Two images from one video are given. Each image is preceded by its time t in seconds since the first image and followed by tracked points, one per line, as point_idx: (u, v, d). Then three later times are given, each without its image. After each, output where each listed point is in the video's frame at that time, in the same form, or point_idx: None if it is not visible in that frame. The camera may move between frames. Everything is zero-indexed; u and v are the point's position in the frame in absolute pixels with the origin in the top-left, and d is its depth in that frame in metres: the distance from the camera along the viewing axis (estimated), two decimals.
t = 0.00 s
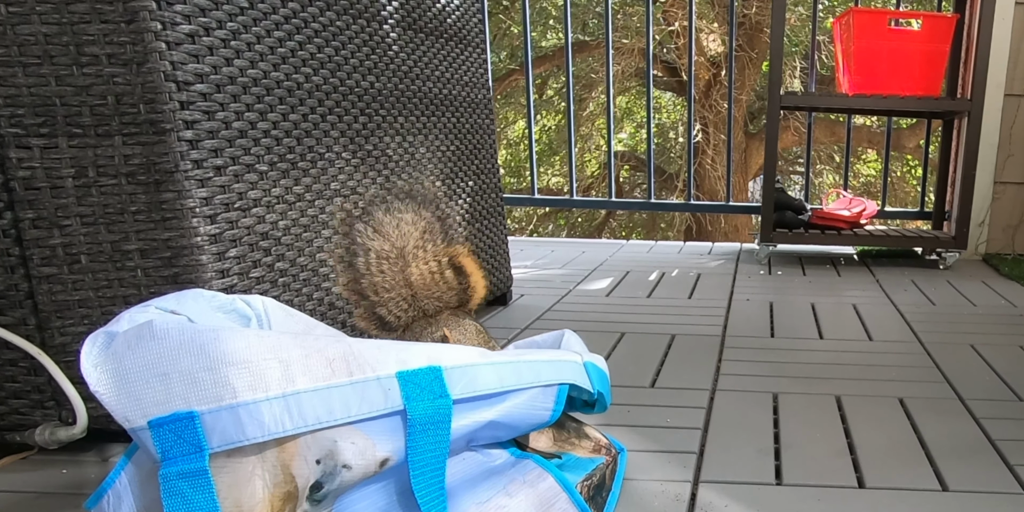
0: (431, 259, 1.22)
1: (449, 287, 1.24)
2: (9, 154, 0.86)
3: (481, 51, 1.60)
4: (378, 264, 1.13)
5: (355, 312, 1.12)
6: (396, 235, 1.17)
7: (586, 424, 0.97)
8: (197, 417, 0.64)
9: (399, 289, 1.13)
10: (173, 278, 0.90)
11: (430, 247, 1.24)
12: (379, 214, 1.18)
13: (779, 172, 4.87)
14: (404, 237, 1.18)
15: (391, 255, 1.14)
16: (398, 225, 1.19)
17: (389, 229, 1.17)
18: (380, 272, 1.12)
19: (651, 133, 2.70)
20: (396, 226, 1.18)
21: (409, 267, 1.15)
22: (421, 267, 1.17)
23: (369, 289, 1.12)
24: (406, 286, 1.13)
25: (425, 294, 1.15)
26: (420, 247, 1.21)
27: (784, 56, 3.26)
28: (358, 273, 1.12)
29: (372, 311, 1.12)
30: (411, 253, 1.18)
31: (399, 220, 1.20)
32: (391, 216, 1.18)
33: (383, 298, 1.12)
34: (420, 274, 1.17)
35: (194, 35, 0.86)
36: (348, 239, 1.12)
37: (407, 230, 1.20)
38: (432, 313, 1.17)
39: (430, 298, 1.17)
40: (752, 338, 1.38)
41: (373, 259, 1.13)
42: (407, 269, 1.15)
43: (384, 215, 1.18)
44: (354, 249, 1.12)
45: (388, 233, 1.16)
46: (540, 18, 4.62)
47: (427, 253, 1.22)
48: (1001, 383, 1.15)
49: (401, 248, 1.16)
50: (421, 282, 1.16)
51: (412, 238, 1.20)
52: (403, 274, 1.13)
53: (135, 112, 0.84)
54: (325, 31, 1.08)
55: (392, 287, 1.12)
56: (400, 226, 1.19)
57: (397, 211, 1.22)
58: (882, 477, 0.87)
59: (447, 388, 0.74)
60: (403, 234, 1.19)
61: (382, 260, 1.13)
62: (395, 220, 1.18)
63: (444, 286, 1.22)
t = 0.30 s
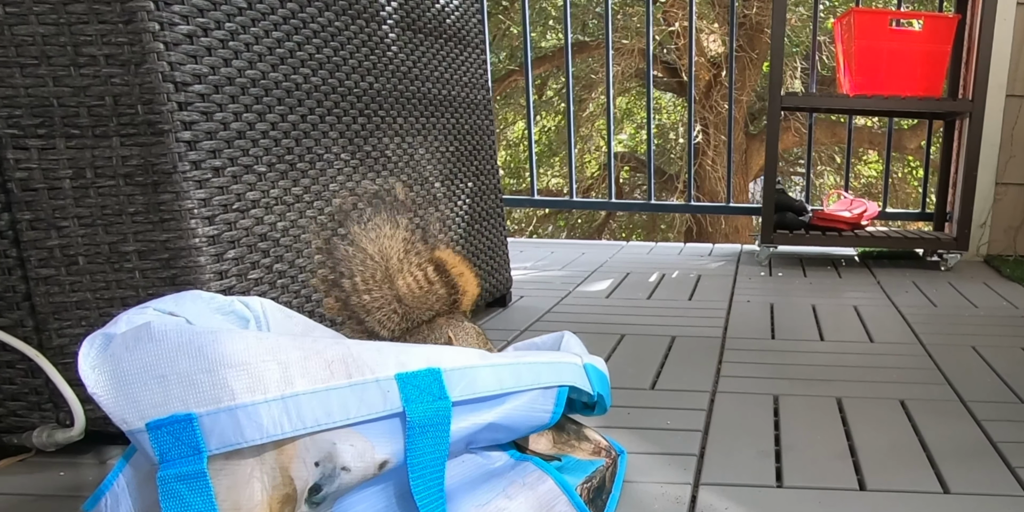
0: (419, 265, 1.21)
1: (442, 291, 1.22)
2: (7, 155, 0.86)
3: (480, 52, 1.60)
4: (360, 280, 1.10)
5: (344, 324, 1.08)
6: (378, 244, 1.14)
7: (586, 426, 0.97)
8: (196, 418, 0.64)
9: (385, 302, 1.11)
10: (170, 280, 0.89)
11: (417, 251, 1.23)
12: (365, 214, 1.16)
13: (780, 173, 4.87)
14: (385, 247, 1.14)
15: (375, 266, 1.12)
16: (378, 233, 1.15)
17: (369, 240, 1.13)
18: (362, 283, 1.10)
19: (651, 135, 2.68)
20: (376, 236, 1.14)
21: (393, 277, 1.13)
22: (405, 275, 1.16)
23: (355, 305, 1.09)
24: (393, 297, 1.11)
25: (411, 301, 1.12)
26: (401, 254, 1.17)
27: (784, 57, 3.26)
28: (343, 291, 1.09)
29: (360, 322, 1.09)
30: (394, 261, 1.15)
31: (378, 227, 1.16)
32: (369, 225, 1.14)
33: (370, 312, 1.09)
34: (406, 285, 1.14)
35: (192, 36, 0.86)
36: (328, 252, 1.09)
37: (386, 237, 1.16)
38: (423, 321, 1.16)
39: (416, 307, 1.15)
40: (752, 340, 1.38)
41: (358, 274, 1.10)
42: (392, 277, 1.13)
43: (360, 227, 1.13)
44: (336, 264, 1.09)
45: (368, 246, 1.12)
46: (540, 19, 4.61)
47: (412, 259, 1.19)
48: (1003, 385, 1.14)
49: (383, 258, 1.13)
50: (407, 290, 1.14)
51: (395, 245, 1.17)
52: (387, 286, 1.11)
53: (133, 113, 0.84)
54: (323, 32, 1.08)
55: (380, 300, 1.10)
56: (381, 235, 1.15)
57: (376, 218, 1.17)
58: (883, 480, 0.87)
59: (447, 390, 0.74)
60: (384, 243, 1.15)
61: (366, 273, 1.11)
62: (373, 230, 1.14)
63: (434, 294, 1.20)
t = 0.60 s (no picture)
0: (433, 268, 1.14)
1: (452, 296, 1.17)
2: (4, 156, 0.86)
3: (479, 52, 1.59)
4: (373, 284, 1.04)
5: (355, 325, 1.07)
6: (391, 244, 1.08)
7: (585, 428, 0.97)
8: (193, 421, 0.63)
9: (397, 307, 1.06)
10: (168, 281, 0.89)
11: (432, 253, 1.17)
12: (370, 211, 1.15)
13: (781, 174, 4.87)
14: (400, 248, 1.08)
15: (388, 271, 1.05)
16: (391, 232, 1.09)
17: (381, 242, 1.07)
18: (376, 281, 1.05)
19: (651, 136, 2.66)
20: (388, 238, 1.08)
21: (407, 282, 1.06)
22: (418, 278, 1.09)
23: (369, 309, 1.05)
24: (406, 300, 1.05)
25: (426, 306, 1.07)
26: (414, 255, 1.10)
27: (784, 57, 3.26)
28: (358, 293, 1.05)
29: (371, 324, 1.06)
30: (409, 262, 1.08)
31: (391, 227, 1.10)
32: (380, 226, 1.08)
33: (383, 316, 1.05)
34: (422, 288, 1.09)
35: (190, 36, 0.85)
36: (340, 257, 1.08)
37: (399, 238, 1.09)
38: (435, 328, 1.12)
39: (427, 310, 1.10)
40: (753, 342, 1.37)
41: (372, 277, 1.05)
42: (406, 278, 1.06)
43: (369, 228, 1.09)
44: (348, 268, 1.07)
45: (380, 249, 1.06)
46: (539, 20, 4.61)
47: (428, 262, 1.13)
48: (1005, 387, 1.14)
49: (397, 261, 1.06)
50: (422, 296, 1.09)
51: (409, 244, 1.11)
52: (402, 292, 1.06)
53: (130, 114, 0.84)
54: (321, 32, 1.07)
55: (392, 305, 1.05)
56: (393, 237, 1.09)
57: (385, 217, 1.12)
58: (884, 482, 0.87)
59: (446, 392, 0.73)
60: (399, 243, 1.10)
61: (379, 278, 1.05)
62: (385, 231, 1.08)
63: (448, 300, 1.15)
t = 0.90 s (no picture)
0: (444, 270, 1.23)
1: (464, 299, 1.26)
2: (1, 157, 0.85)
3: (479, 52, 1.59)
4: (386, 279, 1.12)
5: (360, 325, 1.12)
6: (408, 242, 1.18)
7: (585, 430, 0.96)
8: (192, 423, 0.63)
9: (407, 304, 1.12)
10: (167, 283, 0.88)
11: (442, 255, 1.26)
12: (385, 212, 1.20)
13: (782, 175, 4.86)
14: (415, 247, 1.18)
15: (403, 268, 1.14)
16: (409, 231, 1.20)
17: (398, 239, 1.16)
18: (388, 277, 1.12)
19: (651, 136, 2.65)
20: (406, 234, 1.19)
21: (419, 279, 1.14)
22: (429, 276, 1.17)
23: (379, 305, 1.11)
24: (414, 298, 1.12)
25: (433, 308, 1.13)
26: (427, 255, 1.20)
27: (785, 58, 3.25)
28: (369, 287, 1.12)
29: (377, 320, 1.12)
30: (421, 261, 1.17)
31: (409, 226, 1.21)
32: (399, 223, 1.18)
33: (391, 313, 1.11)
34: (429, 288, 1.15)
35: (188, 37, 0.85)
36: (354, 252, 1.13)
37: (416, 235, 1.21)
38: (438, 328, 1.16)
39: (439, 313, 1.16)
40: (754, 344, 1.37)
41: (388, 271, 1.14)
42: (418, 274, 1.15)
43: (389, 223, 1.18)
44: (362, 259, 1.13)
45: (397, 243, 1.16)
46: (539, 20, 4.60)
47: (438, 263, 1.22)
48: (1006, 388, 1.14)
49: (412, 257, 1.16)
50: (430, 294, 1.15)
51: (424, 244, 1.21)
52: (413, 288, 1.13)
53: (128, 115, 0.83)
54: (321, 33, 1.07)
55: (401, 302, 1.11)
56: (410, 235, 1.20)
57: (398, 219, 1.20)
58: (885, 484, 0.86)
59: (445, 394, 0.73)
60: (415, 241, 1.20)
61: (392, 273, 1.13)
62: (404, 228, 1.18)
63: (454, 303, 1.22)
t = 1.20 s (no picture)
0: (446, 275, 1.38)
1: (457, 304, 1.40)
2: None
3: (479, 53, 1.59)
4: (388, 283, 1.21)
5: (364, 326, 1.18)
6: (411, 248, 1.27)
7: (585, 433, 0.96)
8: (190, 425, 0.62)
9: (410, 309, 1.27)
10: (165, 284, 0.88)
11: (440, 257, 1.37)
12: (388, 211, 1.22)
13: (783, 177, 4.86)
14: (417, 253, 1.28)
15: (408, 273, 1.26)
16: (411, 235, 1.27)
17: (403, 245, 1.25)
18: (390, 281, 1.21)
19: (652, 137, 2.64)
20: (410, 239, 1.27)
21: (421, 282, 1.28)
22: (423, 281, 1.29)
23: (381, 309, 1.19)
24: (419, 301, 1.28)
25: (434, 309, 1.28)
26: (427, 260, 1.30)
27: (786, 58, 3.24)
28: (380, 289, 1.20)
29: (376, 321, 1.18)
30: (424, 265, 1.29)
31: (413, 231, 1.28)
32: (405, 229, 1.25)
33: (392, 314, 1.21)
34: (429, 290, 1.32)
35: (186, 37, 0.84)
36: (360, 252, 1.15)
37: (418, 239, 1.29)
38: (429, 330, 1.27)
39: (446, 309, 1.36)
40: (754, 346, 1.37)
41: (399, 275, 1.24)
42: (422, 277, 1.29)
43: (393, 223, 1.23)
44: (364, 261, 1.16)
45: (398, 247, 1.23)
46: (538, 20, 4.60)
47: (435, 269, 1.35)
48: (1008, 390, 1.13)
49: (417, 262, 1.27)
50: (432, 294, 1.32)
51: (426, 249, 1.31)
52: (415, 293, 1.27)
53: (126, 116, 0.83)
54: (319, 33, 1.07)
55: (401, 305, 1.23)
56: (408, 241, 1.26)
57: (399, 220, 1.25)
58: (886, 486, 0.86)
59: (445, 396, 0.73)
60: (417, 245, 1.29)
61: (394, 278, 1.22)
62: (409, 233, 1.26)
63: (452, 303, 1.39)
